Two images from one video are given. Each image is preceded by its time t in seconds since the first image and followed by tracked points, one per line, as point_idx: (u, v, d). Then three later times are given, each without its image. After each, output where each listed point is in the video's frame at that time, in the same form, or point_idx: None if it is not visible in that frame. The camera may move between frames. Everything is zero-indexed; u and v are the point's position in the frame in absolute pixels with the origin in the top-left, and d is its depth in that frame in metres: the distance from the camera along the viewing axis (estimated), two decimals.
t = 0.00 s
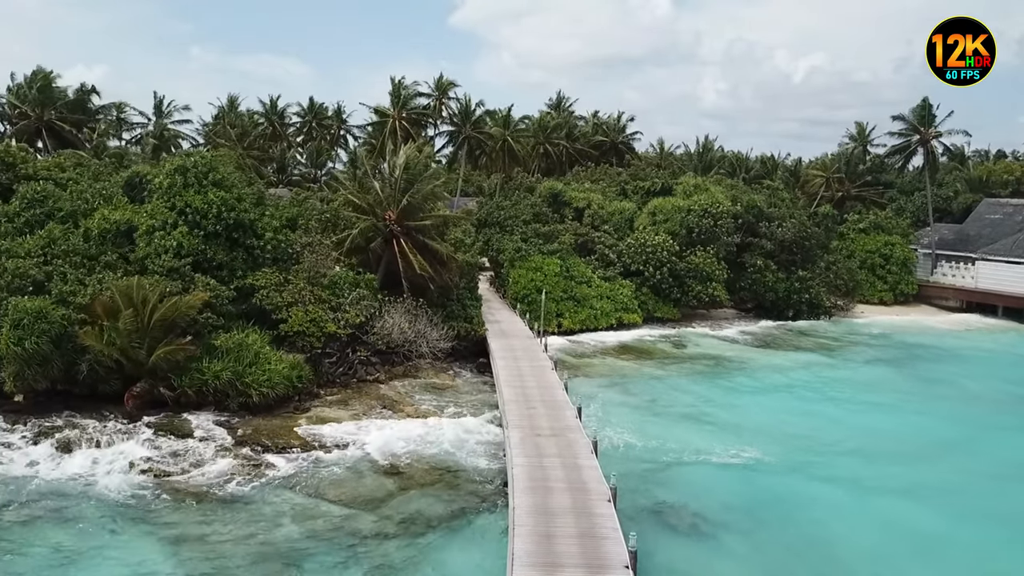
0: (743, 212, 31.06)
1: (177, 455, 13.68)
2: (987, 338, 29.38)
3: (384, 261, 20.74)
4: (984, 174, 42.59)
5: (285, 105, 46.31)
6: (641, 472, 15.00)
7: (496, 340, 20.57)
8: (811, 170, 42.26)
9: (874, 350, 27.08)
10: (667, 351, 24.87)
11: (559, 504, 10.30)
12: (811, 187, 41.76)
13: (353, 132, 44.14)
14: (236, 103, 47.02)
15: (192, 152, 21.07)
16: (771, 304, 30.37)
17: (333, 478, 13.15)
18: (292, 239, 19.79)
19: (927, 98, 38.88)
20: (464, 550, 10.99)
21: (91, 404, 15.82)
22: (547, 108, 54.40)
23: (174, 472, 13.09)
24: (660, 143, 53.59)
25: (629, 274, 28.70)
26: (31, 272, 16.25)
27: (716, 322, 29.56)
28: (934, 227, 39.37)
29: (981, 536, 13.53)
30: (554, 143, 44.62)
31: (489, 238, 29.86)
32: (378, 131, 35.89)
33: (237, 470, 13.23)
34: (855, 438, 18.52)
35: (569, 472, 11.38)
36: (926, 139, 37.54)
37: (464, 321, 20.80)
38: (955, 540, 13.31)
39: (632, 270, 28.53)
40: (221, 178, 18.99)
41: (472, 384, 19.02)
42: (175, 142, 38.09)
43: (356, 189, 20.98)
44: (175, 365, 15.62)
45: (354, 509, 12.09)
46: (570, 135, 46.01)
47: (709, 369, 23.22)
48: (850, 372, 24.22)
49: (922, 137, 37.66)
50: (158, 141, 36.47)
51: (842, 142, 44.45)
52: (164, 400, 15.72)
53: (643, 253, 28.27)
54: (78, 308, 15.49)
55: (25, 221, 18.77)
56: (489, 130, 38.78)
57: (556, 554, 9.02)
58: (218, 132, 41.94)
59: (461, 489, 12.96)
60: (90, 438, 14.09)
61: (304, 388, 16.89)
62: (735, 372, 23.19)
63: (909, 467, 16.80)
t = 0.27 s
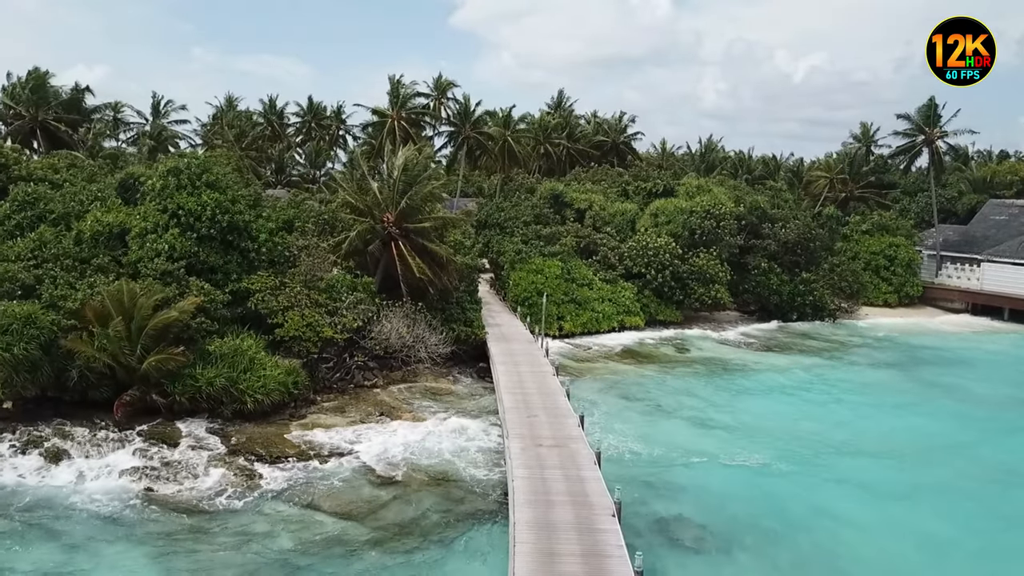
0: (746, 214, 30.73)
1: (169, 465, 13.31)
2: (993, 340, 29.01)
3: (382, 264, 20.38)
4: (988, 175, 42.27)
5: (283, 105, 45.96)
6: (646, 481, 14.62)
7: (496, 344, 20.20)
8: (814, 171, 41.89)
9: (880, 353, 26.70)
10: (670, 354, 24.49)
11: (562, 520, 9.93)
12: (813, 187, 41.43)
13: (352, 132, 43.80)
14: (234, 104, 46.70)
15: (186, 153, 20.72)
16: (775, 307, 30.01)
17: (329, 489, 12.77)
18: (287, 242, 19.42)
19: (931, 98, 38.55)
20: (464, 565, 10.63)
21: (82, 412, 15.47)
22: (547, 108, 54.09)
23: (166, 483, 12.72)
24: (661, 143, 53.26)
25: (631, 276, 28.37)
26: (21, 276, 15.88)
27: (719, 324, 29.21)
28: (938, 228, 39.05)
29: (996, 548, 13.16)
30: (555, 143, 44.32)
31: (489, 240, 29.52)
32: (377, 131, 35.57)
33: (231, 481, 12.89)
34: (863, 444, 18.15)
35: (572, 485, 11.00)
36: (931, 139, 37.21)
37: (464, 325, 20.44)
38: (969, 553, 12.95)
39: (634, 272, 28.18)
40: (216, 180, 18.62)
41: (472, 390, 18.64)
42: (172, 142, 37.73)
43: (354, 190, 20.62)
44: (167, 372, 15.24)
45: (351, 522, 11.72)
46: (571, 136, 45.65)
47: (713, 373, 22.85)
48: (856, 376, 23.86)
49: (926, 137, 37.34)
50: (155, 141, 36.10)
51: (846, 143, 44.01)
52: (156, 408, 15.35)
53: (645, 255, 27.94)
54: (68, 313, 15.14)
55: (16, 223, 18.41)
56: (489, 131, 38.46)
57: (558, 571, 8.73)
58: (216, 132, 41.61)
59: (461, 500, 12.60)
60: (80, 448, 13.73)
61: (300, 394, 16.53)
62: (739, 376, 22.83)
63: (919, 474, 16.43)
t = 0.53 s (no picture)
0: (749, 214, 30.44)
1: (161, 473, 13.02)
2: (999, 342, 28.70)
3: (380, 267, 20.08)
4: (993, 175, 41.94)
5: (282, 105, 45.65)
6: (650, 489, 14.25)
7: (496, 347, 19.90)
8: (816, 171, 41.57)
9: (884, 356, 26.38)
10: (672, 358, 24.16)
11: (564, 533, 9.61)
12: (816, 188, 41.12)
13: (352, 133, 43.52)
14: (233, 103, 46.44)
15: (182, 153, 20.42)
16: (778, 309, 29.70)
17: (325, 499, 12.45)
18: (284, 244, 19.11)
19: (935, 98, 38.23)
20: None
21: (74, 418, 15.17)
22: (548, 108, 53.81)
23: (158, 492, 12.43)
24: (663, 144, 52.98)
25: (633, 277, 28.08)
26: (12, 279, 15.59)
27: (721, 326, 28.90)
28: (942, 228, 38.76)
29: (1007, 557, 12.85)
30: (555, 143, 44.00)
31: (489, 241, 29.23)
32: (376, 131, 35.32)
33: (225, 489, 12.60)
34: (868, 447, 17.88)
35: (574, 497, 10.67)
36: (935, 139, 36.89)
37: (463, 329, 20.13)
38: (976, 560, 12.73)
39: (636, 273, 27.92)
40: (211, 180, 18.31)
41: (472, 394, 18.33)
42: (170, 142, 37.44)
43: (352, 191, 20.32)
44: (161, 378, 14.93)
45: (346, 532, 11.44)
46: (572, 136, 45.35)
47: (716, 376, 22.55)
48: (861, 378, 23.56)
49: (931, 138, 37.03)
50: (152, 141, 35.79)
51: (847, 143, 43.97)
52: (149, 414, 15.05)
53: (647, 256, 27.66)
54: (59, 317, 14.84)
55: (8, 225, 18.11)
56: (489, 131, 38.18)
57: None
58: (214, 132, 41.34)
59: (460, 509, 12.31)
60: (71, 455, 13.44)
61: (296, 399, 16.22)
62: (742, 379, 22.52)
63: (926, 479, 16.12)
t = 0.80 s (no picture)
0: (752, 215, 30.17)
1: (153, 481, 12.73)
2: (1004, 344, 28.42)
3: (378, 269, 19.78)
4: (997, 175, 41.65)
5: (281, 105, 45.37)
6: (653, 497, 13.93)
7: (496, 351, 19.59)
8: (819, 171, 41.27)
9: (889, 358, 26.09)
10: (674, 361, 23.84)
11: (566, 547, 9.34)
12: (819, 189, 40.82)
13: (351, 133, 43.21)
14: (231, 103, 46.13)
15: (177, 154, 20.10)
16: (781, 311, 29.40)
17: (320, 509, 12.16)
18: (280, 247, 18.80)
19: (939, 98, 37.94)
20: None
21: (65, 424, 14.88)
22: (549, 108, 53.51)
23: (150, 502, 12.14)
24: (663, 144, 52.69)
25: (634, 279, 27.80)
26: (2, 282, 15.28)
27: (724, 329, 28.59)
28: (946, 229, 38.49)
29: (1009, 556, 12.79)
30: (555, 143, 43.30)
31: (489, 243, 28.94)
32: (374, 131, 35.02)
33: (218, 498, 12.31)
34: (871, 449, 17.69)
35: (576, 508, 10.38)
36: (940, 139, 36.62)
37: (463, 332, 19.83)
38: (978, 559, 12.66)
39: (638, 275, 27.63)
40: (206, 181, 17.99)
41: (471, 399, 18.02)
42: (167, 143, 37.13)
43: (349, 192, 20.02)
44: (154, 383, 14.62)
45: (342, 543, 11.16)
46: (572, 136, 45.05)
47: (719, 379, 22.25)
48: (865, 382, 23.26)
49: (935, 138, 36.75)
50: (149, 141, 35.49)
51: (850, 143, 43.74)
52: (142, 420, 14.75)
53: (649, 257, 27.39)
54: (50, 321, 14.52)
55: None
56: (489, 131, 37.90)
57: None
58: (212, 132, 41.03)
59: (459, 519, 12.03)
60: (62, 463, 13.14)
61: (292, 405, 15.91)
62: (745, 383, 22.23)
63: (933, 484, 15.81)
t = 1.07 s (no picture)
0: (755, 216, 29.85)
1: (143, 492, 12.37)
2: (1010, 347, 28.08)
3: (376, 272, 19.43)
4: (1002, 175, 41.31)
5: (279, 105, 45.04)
6: (657, 506, 13.58)
7: (496, 355, 19.24)
8: (822, 172, 40.92)
9: (894, 361, 25.74)
10: (677, 364, 23.48)
11: (568, 564, 9.00)
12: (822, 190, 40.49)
13: (350, 133, 42.88)
14: (229, 103, 45.82)
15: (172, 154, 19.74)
16: (785, 313, 29.03)
17: (314, 521, 11.80)
18: (275, 250, 18.46)
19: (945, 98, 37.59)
20: None
21: (54, 431, 14.51)
22: (549, 108, 53.17)
23: (138, 515, 11.77)
24: (665, 145, 52.37)
25: (636, 281, 27.45)
26: None
27: (726, 331, 28.22)
28: (951, 231, 38.15)
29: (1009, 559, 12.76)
30: (556, 143, 42.94)
31: (489, 244, 28.60)
32: (373, 132, 34.70)
33: (210, 510, 11.97)
34: (874, 453, 17.48)
35: (578, 523, 10.04)
36: (945, 140, 36.29)
37: (462, 336, 19.49)
38: (977, 561, 12.62)
39: (640, 277, 27.27)
40: (200, 183, 17.61)
41: (471, 405, 17.68)
42: (164, 143, 36.83)
43: (347, 194, 19.64)
44: (145, 390, 14.25)
45: (337, 556, 10.82)
46: (573, 136, 44.73)
47: (723, 383, 21.90)
48: (872, 385, 22.90)
49: (940, 138, 36.42)
50: (145, 141, 35.15)
51: (853, 143, 43.41)
52: (133, 427, 14.38)
53: (651, 260, 27.06)
54: (39, 326, 14.13)
55: None
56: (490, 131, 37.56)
57: None
58: (210, 132, 40.71)
59: (457, 531, 11.69)
60: (50, 473, 12.78)
61: (287, 412, 15.56)
62: (750, 386, 21.87)
63: (942, 493, 15.48)
